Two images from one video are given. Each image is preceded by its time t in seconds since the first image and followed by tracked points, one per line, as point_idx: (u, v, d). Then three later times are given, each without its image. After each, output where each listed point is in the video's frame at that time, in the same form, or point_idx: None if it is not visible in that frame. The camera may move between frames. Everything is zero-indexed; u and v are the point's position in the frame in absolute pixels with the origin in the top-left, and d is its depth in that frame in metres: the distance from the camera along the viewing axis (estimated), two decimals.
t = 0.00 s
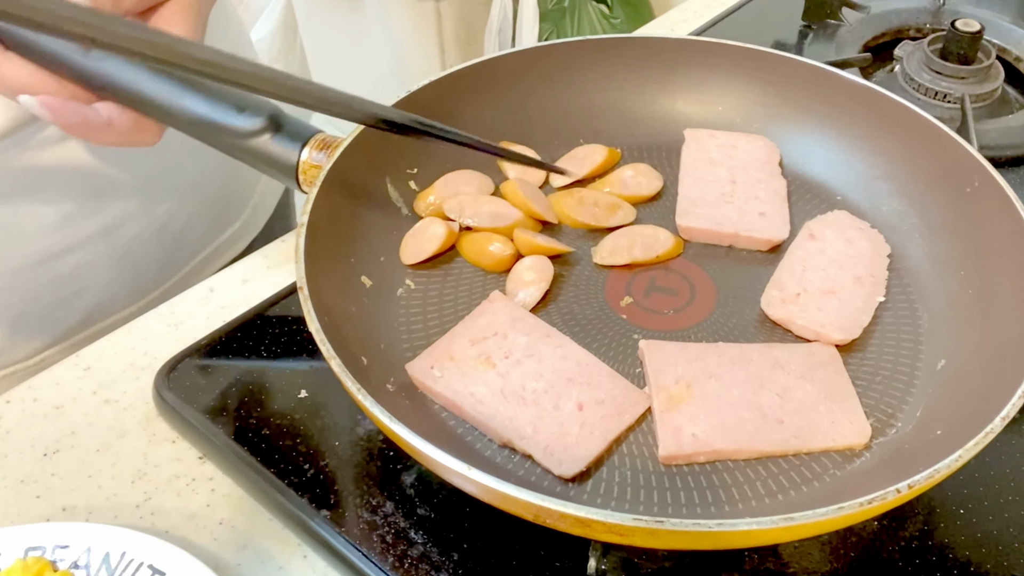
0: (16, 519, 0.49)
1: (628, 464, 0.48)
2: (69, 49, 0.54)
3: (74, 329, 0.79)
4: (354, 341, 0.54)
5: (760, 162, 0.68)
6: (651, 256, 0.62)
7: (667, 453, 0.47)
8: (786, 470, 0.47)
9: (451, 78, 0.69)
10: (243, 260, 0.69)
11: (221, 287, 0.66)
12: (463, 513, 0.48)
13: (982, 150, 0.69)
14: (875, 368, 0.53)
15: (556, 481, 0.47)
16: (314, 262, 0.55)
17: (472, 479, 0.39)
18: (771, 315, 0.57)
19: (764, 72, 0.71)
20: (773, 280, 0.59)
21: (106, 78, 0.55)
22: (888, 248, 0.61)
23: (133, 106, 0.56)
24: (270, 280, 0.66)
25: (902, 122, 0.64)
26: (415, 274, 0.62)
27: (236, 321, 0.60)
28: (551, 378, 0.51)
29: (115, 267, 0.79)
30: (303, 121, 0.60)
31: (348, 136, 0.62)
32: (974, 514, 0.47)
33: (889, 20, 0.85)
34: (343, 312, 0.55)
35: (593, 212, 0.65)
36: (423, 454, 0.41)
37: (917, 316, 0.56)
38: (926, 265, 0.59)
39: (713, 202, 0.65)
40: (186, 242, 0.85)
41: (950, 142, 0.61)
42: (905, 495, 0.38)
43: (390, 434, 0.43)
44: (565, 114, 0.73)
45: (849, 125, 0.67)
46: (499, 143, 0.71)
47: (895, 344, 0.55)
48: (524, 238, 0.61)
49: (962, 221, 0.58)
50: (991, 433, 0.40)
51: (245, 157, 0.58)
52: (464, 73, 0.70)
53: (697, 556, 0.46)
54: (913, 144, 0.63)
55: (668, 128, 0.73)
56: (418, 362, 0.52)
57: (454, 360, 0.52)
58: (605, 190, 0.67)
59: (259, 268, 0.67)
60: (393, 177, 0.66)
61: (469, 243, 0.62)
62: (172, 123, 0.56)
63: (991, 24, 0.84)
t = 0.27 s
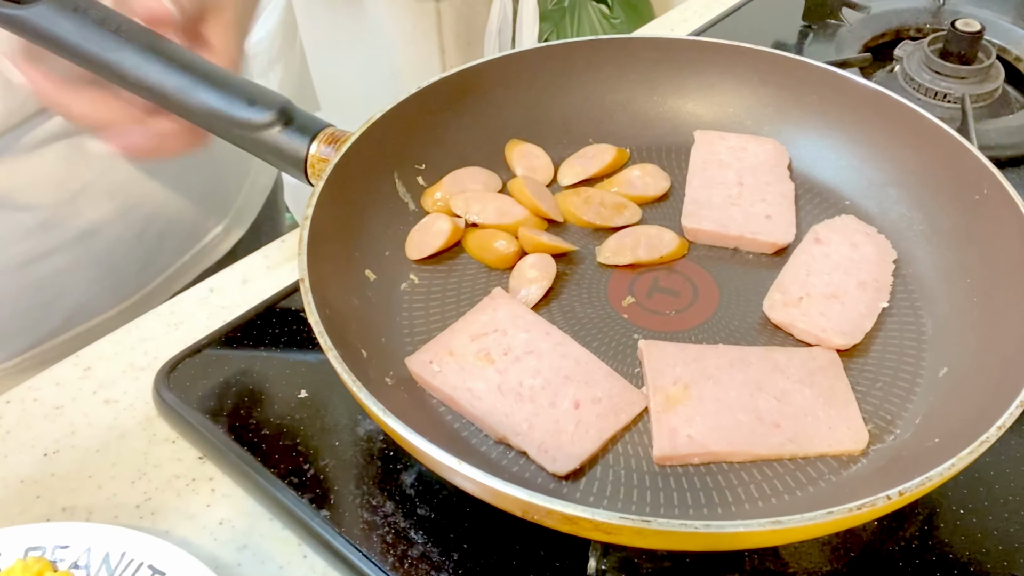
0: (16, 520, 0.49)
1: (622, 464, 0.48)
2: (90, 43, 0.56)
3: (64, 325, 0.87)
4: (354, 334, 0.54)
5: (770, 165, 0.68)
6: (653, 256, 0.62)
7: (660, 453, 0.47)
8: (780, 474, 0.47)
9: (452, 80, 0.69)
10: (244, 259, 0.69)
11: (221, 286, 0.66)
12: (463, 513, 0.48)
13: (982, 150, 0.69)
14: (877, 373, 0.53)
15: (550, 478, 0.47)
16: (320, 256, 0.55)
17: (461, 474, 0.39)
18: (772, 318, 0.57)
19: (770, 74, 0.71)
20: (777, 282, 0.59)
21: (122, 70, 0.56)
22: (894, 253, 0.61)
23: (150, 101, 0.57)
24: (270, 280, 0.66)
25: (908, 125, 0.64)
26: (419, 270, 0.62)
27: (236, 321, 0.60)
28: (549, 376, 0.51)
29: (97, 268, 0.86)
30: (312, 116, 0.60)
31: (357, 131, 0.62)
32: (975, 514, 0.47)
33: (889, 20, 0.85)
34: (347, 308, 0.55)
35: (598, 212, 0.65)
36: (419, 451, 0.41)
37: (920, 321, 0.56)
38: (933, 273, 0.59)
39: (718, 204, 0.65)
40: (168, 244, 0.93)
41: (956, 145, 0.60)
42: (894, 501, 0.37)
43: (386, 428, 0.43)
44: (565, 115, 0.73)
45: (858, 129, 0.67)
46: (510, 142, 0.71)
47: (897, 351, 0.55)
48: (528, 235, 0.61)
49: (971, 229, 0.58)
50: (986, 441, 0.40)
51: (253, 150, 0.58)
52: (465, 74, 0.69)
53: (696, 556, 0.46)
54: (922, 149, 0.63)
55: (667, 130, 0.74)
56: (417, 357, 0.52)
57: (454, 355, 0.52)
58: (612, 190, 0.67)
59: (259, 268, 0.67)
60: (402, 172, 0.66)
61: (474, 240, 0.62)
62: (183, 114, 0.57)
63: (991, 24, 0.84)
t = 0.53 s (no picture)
0: (16, 519, 0.49)
1: (622, 464, 0.48)
2: (91, 43, 0.56)
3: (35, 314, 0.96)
4: (354, 334, 0.54)
5: (769, 165, 0.68)
6: (654, 257, 0.62)
7: (661, 453, 0.47)
8: (781, 474, 0.47)
9: (452, 79, 0.69)
10: (243, 259, 0.69)
11: (221, 286, 0.66)
12: (463, 513, 0.48)
13: (982, 150, 0.69)
14: (877, 373, 0.53)
15: (551, 478, 0.47)
16: (319, 256, 0.55)
17: (461, 474, 0.39)
18: (772, 318, 0.57)
19: (771, 75, 0.71)
20: (777, 283, 0.59)
21: (122, 70, 0.56)
22: (894, 253, 0.61)
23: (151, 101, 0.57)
24: (270, 280, 0.66)
25: (908, 126, 0.64)
26: (419, 271, 0.62)
27: (236, 322, 0.60)
28: (549, 376, 0.51)
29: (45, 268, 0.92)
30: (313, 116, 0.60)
31: (356, 131, 0.62)
32: (974, 514, 0.47)
33: (889, 20, 0.85)
34: (346, 308, 0.55)
35: (598, 212, 0.65)
36: (419, 451, 0.41)
37: (919, 321, 0.56)
38: (934, 274, 0.59)
39: (718, 204, 0.65)
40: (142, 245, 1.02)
41: (955, 145, 0.60)
42: (895, 502, 0.37)
43: (386, 428, 0.43)
44: (565, 114, 0.73)
45: (860, 131, 0.67)
46: (509, 143, 0.71)
47: (897, 352, 0.55)
48: (528, 235, 0.61)
49: (972, 230, 0.58)
50: (985, 442, 0.40)
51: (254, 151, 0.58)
52: (466, 74, 0.70)
53: (696, 556, 0.46)
54: (923, 150, 0.63)
55: (667, 130, 0.74)
56: (417, 357, 0.52)
57: (454, 355, 0.52)
58: (612, 190, 0.67)
59: (258, 268, 0.67)
60: (402, 173, 0.66)
61: (473, 240, 0.62)
62: (183, 115, 0.57)
63: (991, 25, 0.84)
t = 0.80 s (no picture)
0: (16, 519, 0.49)
1: (622, 464, 0.48)
2: (91, 44, 0.56)
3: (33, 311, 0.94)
4: (354, 334, 0.54)
5: (769, 165, 0.68)
6: (654, 257, 0.62)
7: (661, 453, 0.47)
8: (781, 474, 0.47)
9: (453, 79, 0.69)
10: (243, 259, 0.69)
11: (220, 287, 0.66)
12: (463, 513, 0.48)
13: (983, 150, 0.69)
14: (877, 373, 0.53)
15: (551, 478, 0.47)
16: (320, 257, 0.55)
17: (462, 474, 0.39)
18: (772, 318, 0.57)
19: (771, 75, 0.71)
20: (777, 283, 0.59)
21: (121, 70, 0.56)
22: (894, 253, 0.61)
23: (150, 101, 0.57)
24: (270, 280, 0.66)
25: (908, 125, 0.64)
26: (419, 271, 0.62)
27: (236, 322, 0.60)
28: (549, 376, 0.51)
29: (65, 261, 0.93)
30: (313, 116, 0.60)
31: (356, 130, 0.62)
32: (974, 514, 0.47)
33: (889, 20, 0.85)
34: (347, 308, 0.55)
35: (598, 212, 0.65)
36: (420, 452, 0.41)
37: (920, 321, 0.56)
38: (934, 274, 0.59)
39: (718, 204, 0.65)
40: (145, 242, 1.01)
41: (956, 145, 0.60)
42: (894, 502, 0.37)
43: (386, 428, 0.43)
44: (565, 114, 0.73)
45: (861, 131, 0.67)
46: (509, 143, 0.71)
47: (897, 352, 0.55)
48: (528, 236, 0.61)
49: (972, 230, 0.58)
50: (985, 442, 0.40)
51: (254, 150, 0.58)
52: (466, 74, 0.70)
53: (696, 556, 0.46)
54: (924, 150, 0.63)
55: (667, 130, 0.74)
56: (417, 357, 0.52)
57: (454, 355, 0.52)
58: (612, 191, 0.67)
59: (258, 268, 0.67)
60: (402, 173, 0.66)
61: (473, 240, 0.62)
62: (183, 114, 0.57)
63: (991, 25, 0.84)
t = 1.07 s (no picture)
0: (16, 519, 0.49)
1: (622, 464, 0.48)
2: (91, 44, 0.56)
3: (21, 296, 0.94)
4: (355, 334, 0.54)
5: (769, 165, 0.68)
6: (654, 257, 0.62)
7: (661, 454, 0.47)
8: (781, 474, 0.47)
9: (453, 79, 0.69)
10: (244, 259, 0.69)
11: (220, 287, 0.66)
12: (463, 513, 0.48)
13: (983, 150, 0.69)
14: (877, 373, 0.53)
15: (551, 478, 0.47)
16: (320, 257, 0.55)
17: (462, 475, 0.39)
18: (772, 318, 0.57)
19: (771, 75, 0.71)
20: (777, 284, 0.59)
21: (121, 70, 0.56)
22: (894, 253, 0.61)
23: (150, 100, 0.57)
24: (270, 280, 0.66)
25: (908, 125, 0.64)
26: (419, 271, 0.62)
27: (236, 322, 0.60)
28: (549, 376, 0.51)
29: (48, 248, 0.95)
30: (314, 116, 0.60)
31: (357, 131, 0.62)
32: (974, 514, 0.47)
33: (889, 20, 0.85)
34: (347, 308, 0.55)
35: (598, 212, 0.65)
36: (421, 452, 0.41)
37: (920, 321, 0.56)
38: (934, 274, 0.59)
39: (718, 204, 0.65)
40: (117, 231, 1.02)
41: (956, 146, 0.60)
42: (894, 502, 0.37)
43: (386, 429, 0.43)
44: (565, 114, 0.73)
45: (862, 131, 0.67)
46: (510, 143, 0.71)
47: (898, 352, 0.55)
48: (528, 236, 0.61)
49: (973, 230, 0.58)
50: (985, 442, 0.40)
51: (253, 150, 0.58)
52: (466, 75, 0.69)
53: (696, 556, 0.46)
54: (925, 151, 0.63)
55: (666, 130, 0.74)
56: (417, 357, 0.52)
57: (454, 355, 0.52)
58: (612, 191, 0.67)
59: (258, 268, 0.67)
60: (402, 174, 0.66)
61: (473, 240, 0.62)
62: (182, 114, 0.57)
63: (991, 25, 0.84)
